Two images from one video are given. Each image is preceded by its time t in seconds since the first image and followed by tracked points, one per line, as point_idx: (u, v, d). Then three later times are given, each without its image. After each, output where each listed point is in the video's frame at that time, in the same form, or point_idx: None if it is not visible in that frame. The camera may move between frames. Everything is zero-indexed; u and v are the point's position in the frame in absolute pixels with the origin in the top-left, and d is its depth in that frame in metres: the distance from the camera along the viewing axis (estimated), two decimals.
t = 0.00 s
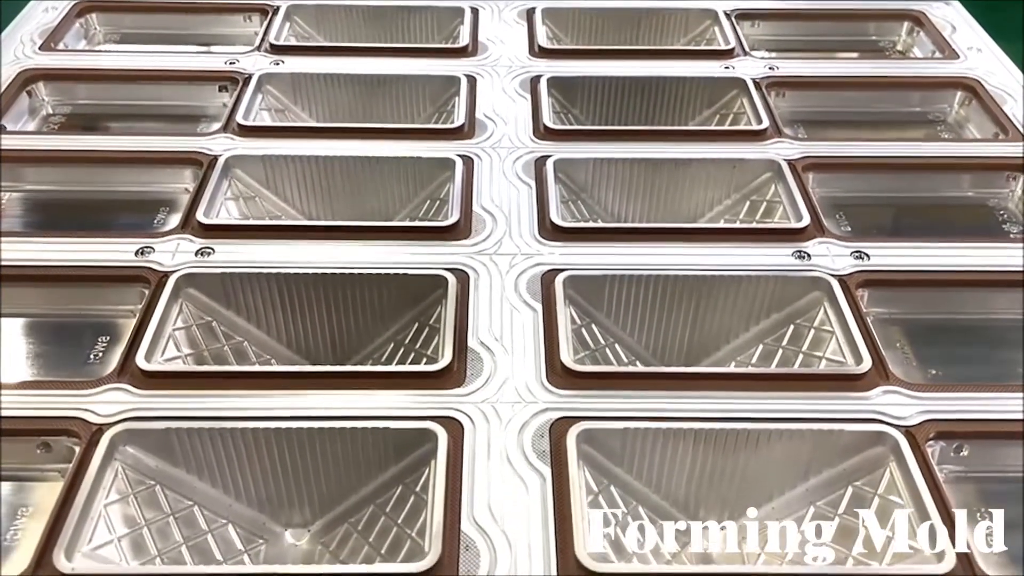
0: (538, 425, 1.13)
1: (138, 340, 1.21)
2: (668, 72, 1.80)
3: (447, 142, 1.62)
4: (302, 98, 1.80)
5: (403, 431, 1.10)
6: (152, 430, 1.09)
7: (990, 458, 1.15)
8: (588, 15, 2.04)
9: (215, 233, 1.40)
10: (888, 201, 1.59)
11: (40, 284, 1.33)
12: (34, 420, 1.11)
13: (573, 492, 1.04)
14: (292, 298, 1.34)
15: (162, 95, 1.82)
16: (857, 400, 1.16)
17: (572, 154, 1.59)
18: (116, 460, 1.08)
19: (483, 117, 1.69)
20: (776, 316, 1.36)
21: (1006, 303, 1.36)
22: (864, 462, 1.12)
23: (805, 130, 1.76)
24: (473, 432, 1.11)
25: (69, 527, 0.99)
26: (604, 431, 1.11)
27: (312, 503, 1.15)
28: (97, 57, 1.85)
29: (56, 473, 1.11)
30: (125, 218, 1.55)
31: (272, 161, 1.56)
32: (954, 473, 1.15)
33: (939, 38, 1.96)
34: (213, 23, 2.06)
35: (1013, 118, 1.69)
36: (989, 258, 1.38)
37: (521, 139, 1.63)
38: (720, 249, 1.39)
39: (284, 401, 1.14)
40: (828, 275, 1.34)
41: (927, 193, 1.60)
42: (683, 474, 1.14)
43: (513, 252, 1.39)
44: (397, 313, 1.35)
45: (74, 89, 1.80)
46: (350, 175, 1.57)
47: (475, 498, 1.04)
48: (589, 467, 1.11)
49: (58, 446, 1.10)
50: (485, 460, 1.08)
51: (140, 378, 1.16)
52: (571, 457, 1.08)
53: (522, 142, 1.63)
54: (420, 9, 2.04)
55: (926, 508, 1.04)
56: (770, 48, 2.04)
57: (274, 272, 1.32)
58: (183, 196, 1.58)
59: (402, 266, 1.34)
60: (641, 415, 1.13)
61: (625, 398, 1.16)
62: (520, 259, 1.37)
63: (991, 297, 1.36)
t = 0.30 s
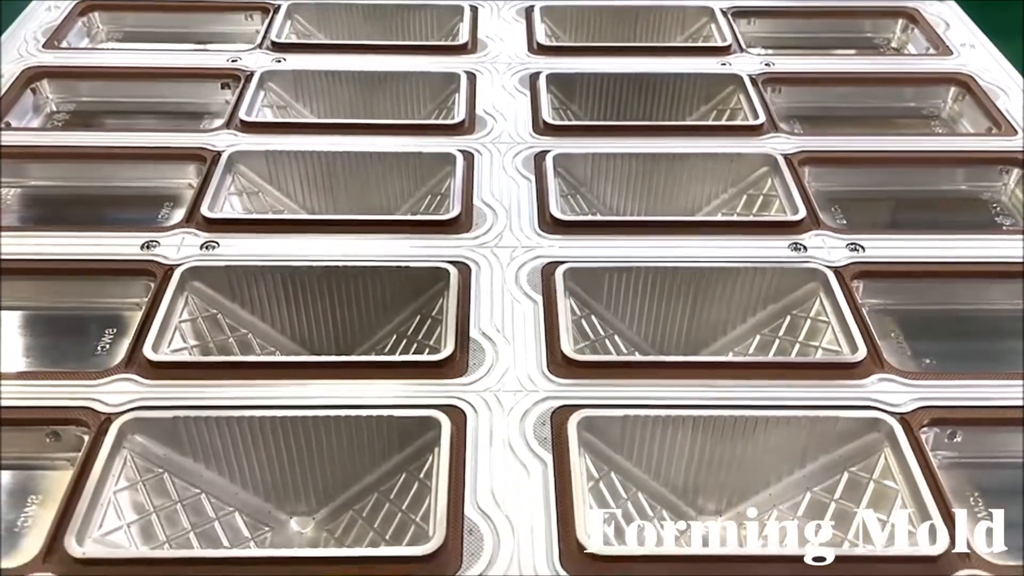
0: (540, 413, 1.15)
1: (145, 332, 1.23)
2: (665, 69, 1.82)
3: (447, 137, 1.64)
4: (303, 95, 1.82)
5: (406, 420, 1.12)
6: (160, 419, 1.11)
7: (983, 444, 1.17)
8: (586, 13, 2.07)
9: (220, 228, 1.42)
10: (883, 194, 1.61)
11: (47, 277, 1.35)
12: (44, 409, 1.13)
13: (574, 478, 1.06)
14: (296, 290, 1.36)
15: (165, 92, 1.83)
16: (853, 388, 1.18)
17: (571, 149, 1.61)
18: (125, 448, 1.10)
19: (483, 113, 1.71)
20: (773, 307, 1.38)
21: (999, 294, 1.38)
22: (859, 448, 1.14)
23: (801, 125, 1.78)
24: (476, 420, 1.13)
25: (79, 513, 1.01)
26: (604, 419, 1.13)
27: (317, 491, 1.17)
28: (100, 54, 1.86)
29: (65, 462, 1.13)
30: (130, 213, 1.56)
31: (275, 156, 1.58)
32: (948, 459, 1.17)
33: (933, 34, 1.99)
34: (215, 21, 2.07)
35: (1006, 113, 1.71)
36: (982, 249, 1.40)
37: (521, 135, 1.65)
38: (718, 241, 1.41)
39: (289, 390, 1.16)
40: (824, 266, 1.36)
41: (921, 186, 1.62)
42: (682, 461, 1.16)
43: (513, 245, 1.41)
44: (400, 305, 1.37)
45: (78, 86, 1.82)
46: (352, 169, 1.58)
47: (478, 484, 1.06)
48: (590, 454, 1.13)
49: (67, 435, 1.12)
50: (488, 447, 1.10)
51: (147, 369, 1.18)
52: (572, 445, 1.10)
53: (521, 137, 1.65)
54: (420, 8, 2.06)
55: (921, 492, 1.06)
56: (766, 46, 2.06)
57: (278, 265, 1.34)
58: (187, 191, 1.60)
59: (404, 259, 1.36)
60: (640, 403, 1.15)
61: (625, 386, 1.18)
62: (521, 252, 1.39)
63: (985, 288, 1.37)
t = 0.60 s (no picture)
0: (544, 399, 1.18)
1: (158, 323, 1.26)
2: (663, 67, 1.86)
3: (451, 134, 1.67)
4: (309, 94, 1.85)
5: (414, 406, 1.16)
6: (175, 406, 1.14)
7: (974, 429, 1.20)
8: (586, 13, 2.10)
9: (229, 222, 1.45)
10: (876, 189, 1.65)
11: (61, 270, 1.38)
12: (61, 397, 1.16)
13: (578, 462, 1.10)
14: (304, 283, 1.39)
15: (172, 91, 1.87)
16: (848, 375, 1.21)
17: (571, 145, 1.64)
18: (141, 435, 1.12)
19: (485, 111, 1.74)
20: (770, 298, 1.41)
21: (990, 285, 1.41)
22: (853, 433, 1.17)
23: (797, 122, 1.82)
24: (482, 407, 1.16)
25: (98, 496, 1.04)
26: (606, 405, 1.17)
27: (327, 476, 1.21)
28: (108, 54, 1.90)
29: (82, 450, 1.16)
30: (139, 209, 1.60)
31: (282, 153, 1.61)
32: (940, 443, 1.20)
33: (926, 33, 2.02)
34: (220, 21, 2.10)
35: (997, 110, 1.75)
36: (973, 241, 1.43)
37: (522, 132, 1.69)
38: (716, 234, 1.44)
39: (300, 378, 1.19)
40: (819, 258, 1.40)
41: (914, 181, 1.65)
42: (682, 447, 1.20)
43: (516, 239, 1.44)
44: (405, 297, 1.40)
45: (87, 85, 1.85)
46: (357, 166, 1.62)
47: (485, 468, 1.09)
48: (593, 439, 1.16)
49: (84, 422, 1.15)
50: (494, 433, 1.13)
51: (161, 358, 1.21)
52: (575, 430, 1.13)
53: (523, 134, 1.68)
54: (422, 8, 2.09)
55: (914, 473, 1.09)
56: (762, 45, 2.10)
57: (287, 258, 1.37)
58: (195, 187, 1.63)
59: (409, 252, 1.39)
60: (641, 390, 1.19)
61: (626, 374, 1.21)
62: (524, 245, 1.43)
63: (976, 279, 1.41)
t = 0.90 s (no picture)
0: (546, 381, 1.22)
1: (172, 309, 1.30)
2: (660, 65, 1.91)
3: (453, 129, 1.71)
4: (313, 92, 1.90)
5: (420, 387, 1.20)
6: (190, 388, 1.19)
7: (961, 409, 1.24)
8: (583, 12, 2.15)
9: (239, 213, 1.49)
10: (867, 182, 1.69)
11: (76, 260, 1.42)
12: (80, 379, 1.20)
13: (580, 439, 1.14)
14: (312, 272, 1.43)
15: (179, 88, 1.91)
16: (839, 357, 1.26)
17: (571, 139, 1.69)
18: (158, 416, 1.17)
19: (486, 107, 1.79)
20: (764, 287, 1.46)
21: (977, 273, 1.46)
22: (844, 412, 1.21)
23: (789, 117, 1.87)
24: (486, 388, 1.21)
25: (117, 472, 1.07)
26: (605, 386, 1.21)
27: (336, 456, 1.25)
28: (117, 52, 1.94)
29: (101, 430, 1.21)
30: (150, 202, 1.64)
31: (289, 147, 1.65)
32: (927, 422, 1.24)
33: (916, 32, 2.07)
34: (225, 20, 2.15)
35: (984, 105, 1.80)
36: (960, 231, 1.48)
37: (523, 127, 1.73)
38: (712, 225, 1.49)
39: (311, 361, 1.23)
40: (812, 246, 1.44)
41: (904, 174, 1.70)
42: (679, 426, 1.24)
43: (518, 230, 1.48)
44: (410, 286, 1.45)
45: (96, 83, 1.89)
46: (362, 160, 1.66)
47: (490, 446, 1.13)
48: (594, 419, 1.20)
49: (102, 404, 1.19)
50: (499, 413, 1.17)
51: (175, 343, 1.25)
52: (576, 410, 1.18)
53: (523, 129, 1.73)
54: (423, 7, 2.14)
55: (903, 449, 1.13)
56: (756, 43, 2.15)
57: (296, 247, 1.41)
58: (204, 181, 1.67)
59: (414, 242, 1.44)
60: (640, 372, 1.23)
61: (625, 357, 1.25)
62: (525, 235, 1.47)
63: (964, 267, 1.46)
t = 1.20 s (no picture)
0: (548, 365, 1.27)
1: (185, 298, 1.34)
2: (657, 63, 1.95)
3: (456, 126, 1.76)
4: (318, 89, 1.94)
5: (427, 371, 1.24)
6: (205, 372, 1.23)
7: (949, 392, 1.29)
8: (581, 12, 2.19)
9: (248, 206, 1.53)
10: (859, 176, 1.74)
11: (90, 251, 1.47)
12: (97, 365, 1.24)
13: (581, 421, 1.18)
14: (319, 263, 1.47)
15: (187, 86, 1.95)
16: (831, 343, 1.30)
17: (570, 135, 1.73)
18: (173, 399, 1.21)
19: (488, 104, 1.83)
20: (758, 277, 1.50)
21: (966, 263, 1.51)
22: (836, 395, 1.26)
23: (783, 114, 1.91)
24: (491, 372, 1.25)
25: (136, 452, 1.11)
26: (605, 370, 1.25)
27: (345, 439, 1.28)
28: (125, 51, 1.98)
29: (118, 414, 1.25)
30: (160, 196, 1.68)
31: (296, 143, 1.70)
32: (916, 405, 1.29)
33: (906, 31, 2.12)
34: (230, 20, 2.19)
35: (972, 102, 1.85)
36: (949, 223, 1.53)
37: (523, 123, 1.78)
38: (708, 217, 1.53)
39: (320, 347, 1.27)
40: (805, 238, 1.49)
41: (895, 169, 1.75)
42: (677, 409, 1.28)
43: (519, 222, 1.52)
44: (415, 277, 1.49)
45: (105, 81, 1.93)
46: (367, 155, 1.70)
47: (495, 427, 1.17)
48: (594, 403, 1.24)
49: (118, 389, 1.23)
50: (503, 396, 1.22)
51: (188, 330, 1.29)
52: (577, 393, 1.22)
53: (524, 125, 1.77)
54: (425, 7, 2.18)
55: (892, 430, 1.17)
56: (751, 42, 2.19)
57: (304, 239, 1.45)
58: (213, 176, 1.71)
59: (419, 233, 1.48)
60: (639, 358, 1.27)
61: (625, 343, 1.30)
62: (527, 227, 1.51)
63: (952, 257, 1.50)
